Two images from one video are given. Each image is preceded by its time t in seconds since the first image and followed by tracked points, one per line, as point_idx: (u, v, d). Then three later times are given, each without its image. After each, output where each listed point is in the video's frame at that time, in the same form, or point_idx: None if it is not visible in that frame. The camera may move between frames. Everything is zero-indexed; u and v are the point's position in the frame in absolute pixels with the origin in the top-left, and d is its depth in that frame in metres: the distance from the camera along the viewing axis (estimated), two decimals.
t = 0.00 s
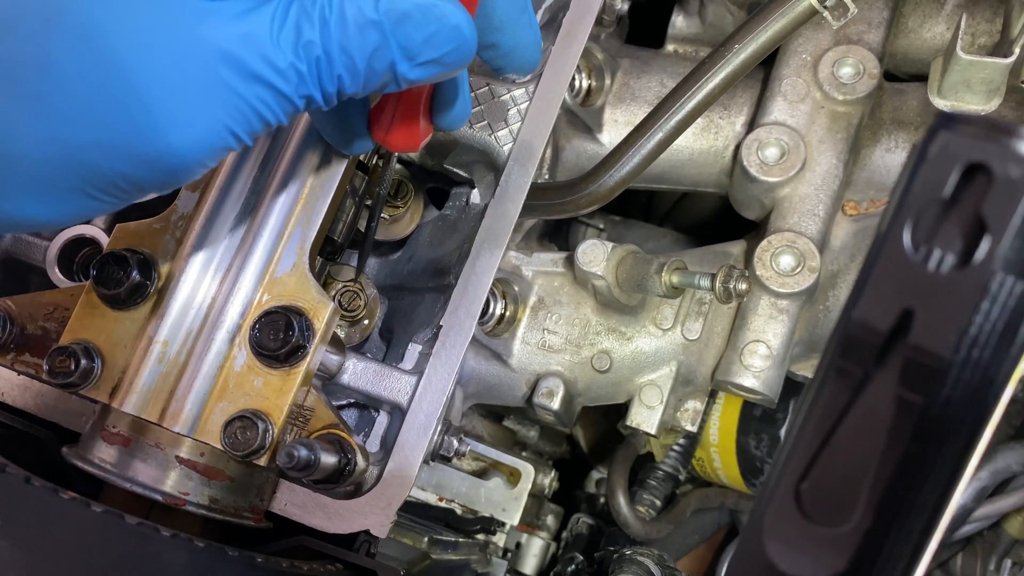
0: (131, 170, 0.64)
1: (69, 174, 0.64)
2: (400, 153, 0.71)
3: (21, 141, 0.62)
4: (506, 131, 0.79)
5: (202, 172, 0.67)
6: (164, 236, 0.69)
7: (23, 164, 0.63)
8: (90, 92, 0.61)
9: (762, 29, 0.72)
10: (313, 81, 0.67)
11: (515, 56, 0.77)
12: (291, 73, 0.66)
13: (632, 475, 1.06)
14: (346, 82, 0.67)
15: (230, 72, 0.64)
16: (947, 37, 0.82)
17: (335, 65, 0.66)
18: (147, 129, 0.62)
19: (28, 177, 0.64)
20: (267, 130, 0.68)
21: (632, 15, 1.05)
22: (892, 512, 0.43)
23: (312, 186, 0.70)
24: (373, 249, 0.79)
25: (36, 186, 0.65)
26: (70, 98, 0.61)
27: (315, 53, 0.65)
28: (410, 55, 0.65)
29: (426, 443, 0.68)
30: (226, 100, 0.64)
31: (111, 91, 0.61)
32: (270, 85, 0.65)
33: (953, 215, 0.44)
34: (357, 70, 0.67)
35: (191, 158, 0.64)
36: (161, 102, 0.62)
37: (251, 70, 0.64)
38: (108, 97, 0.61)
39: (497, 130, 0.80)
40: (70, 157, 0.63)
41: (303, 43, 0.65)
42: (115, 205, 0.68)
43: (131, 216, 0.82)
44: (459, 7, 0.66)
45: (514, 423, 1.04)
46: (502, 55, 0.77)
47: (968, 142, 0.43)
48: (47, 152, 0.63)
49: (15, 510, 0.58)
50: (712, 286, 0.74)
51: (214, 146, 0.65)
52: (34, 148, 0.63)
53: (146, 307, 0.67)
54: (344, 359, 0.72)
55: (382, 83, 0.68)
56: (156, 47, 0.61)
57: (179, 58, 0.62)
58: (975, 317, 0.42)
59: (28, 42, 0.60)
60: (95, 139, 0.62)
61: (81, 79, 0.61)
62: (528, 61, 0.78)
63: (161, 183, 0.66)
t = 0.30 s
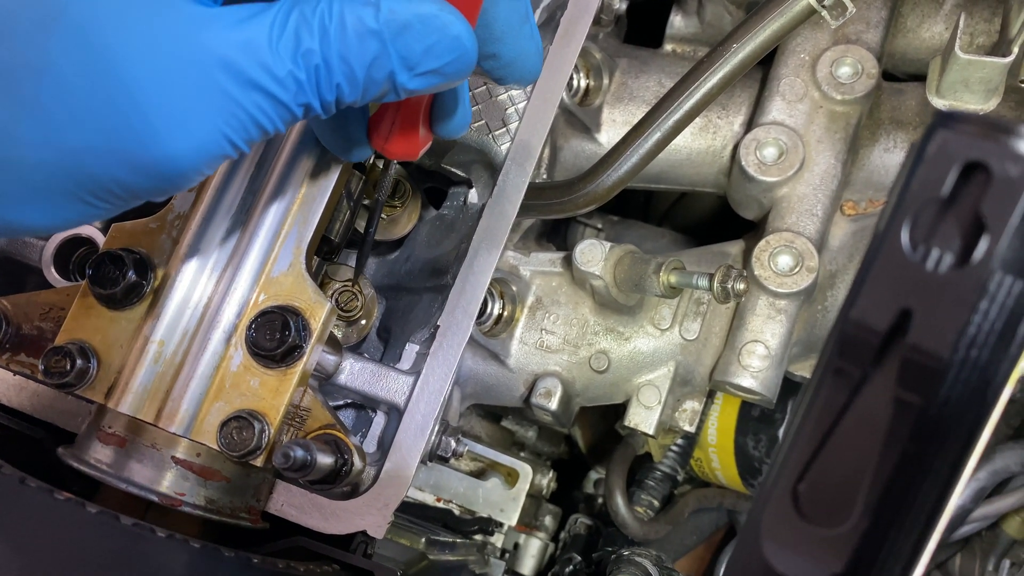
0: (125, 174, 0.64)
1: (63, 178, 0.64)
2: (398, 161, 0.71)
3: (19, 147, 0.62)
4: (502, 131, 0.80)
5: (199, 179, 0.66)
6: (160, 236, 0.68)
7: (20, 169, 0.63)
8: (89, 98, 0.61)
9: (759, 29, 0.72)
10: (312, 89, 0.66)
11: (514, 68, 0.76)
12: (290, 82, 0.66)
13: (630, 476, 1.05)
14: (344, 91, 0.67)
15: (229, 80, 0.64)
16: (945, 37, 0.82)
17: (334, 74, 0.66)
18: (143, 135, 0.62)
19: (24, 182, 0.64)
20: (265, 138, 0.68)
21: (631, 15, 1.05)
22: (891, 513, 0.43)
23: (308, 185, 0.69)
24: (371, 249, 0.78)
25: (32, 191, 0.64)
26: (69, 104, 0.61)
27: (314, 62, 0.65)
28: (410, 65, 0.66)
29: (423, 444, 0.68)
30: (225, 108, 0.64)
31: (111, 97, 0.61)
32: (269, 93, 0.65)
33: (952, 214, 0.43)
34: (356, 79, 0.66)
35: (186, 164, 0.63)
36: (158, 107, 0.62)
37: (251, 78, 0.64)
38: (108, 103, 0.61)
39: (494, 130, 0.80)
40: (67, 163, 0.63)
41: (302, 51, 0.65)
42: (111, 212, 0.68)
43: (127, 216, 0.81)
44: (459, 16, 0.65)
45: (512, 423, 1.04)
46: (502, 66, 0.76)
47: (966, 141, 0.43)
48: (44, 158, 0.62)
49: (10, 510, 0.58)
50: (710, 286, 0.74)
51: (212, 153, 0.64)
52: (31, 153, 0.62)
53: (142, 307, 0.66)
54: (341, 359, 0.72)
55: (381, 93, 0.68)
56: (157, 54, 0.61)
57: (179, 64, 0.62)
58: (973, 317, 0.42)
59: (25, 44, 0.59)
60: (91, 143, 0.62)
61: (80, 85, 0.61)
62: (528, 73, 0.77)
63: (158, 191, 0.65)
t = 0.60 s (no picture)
0: (135, 180, 0.63)
1: (73, 182, 0.63)
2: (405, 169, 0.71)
3: (29, 148, 0.61)
4: (501, 131, 0.79)
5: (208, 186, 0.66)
6: (158, 236, 0.68)
7: (29, 171, 0.63)
8: (101, 103, 0.61)
9: (760, 29, 0.72)
10: (324, 98, 0.66)
11: (525, 78, 0.75)
12: (302, 90, 0.65)
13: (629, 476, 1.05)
14: (356, 100, 0.67)
15: (242, 88, 0.64)
16: (945, 37, 0.82)
17: (346, 84, 0.66)
18: (154, 141, 0.62)
19: (32, 185, 0.63)
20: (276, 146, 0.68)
21: (630, 15, 1.05)
22: (893, 514, 0.43)
23: (307, 185, 0.69)
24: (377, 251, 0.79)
25: (40, 194, 0.64)
26: (81, 108, 0.61)
27: (326, 71, 0.65)
28: (422, 77, 0.66)
29: (422, 444, 0.68)
30: (236, 116, 0.63)
31: (123, 102, 0.61)
32: (280, 101, 0.65)
33: (953, 214, 0.43)
34: (369, 88, 0.66)
35: (196, 172, 0.63)
36: (170, 113, 0.62)
37: (263, 87, 0.64)
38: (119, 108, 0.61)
39: (493, 130, 0.79)
40: (76, 166, 0.63)
41: (314, 60, 0.64)
42: (119, 215, 0.67)
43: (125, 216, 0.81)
44: (473, 27, 0.64)
45: (511, 423, 1.04)
46: (511, 77, 0.75)
47: (967, 141, 0.43)
48: (54, 161, 0.62)
49: (8, 511, 0.58)
50: (710, 286, 0.74)
51: (222, 161, 0.64)
52: (40, 155, 0.62)
53: (140, 306, 0.66)
54: (339, 359, 0.72)
55: (393, 103, 0.68)
56: (171, 61, 0.61)
57: (193, 72, 0.62)
58: (974, 316, 0.42)
59: (41, 47, 0.60)
60: (102, 148, 0.62)
61: (92, 89, 0.61)
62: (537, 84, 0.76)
63: (167, 198, 0.65)
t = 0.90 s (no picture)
0: (135, 184, 0.64)
1: (73, 185, 0.64)
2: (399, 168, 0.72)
3: (29, 152, 0.62)
4: (500, 133, 0.80)
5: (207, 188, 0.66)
6: (158, 237, 0.69)
7: (29, 174, 0.63)
8: (101, 107, 0.61)
9: (756, 31, 0.72)
10: (322, 99, 0.67)
11: (512, 78, 0.77)
12: (301, 92, 0.66)
13: (627, 476, 1.06)
14: (354, 101, 0.67)
15: (241, 91, 0.64)
16: (941, 39, 0.82)
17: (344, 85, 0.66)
18: (154, 145, 0.62)
19: (32, 188, 0.63)
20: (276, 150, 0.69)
21: (627, 16, 1.05)
22: (884, 513, 0.43)
23: (305, 187, 0.70)
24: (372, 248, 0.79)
25: (40, 197, 0.64)
26: (80, 111, 0.61)
27: (325, 73, 0.65)
28: (420, 76, 0.66)
29: (420, 444, 0.68)
30: (236, 119, 0.64)
31: (122, 106, 0.61)
32: (279, 104, 0.65)
33: (943, 217, 0.44)
34: (366, 88, 0.67)
35: (196, 175, 0.64)
36: (170, 118, 0.62)
37: (262, 89, 0.64)
38: (119, 111, 0.61)
39: (491, 131, 0.81)
40: (77, 170, 0.63)
41: (312, 63, 0.64)
42: (119, 217, 0.68)
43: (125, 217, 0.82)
44: (469, 26, 0.65)
45: (509, 423, 1.04)
46: (496, 79, 0.77)
47: (958, 144, 0.44)
48: (54, 164, 0.62)
49: (8, 511, 0.58)
50: (707, 287, 0.74)
51: (222, 163, 0.64)
52: (41, 159, 0.62)
53: (140, 307, 0.67)
54: (337, 360, 0.72)
55: (391, 103, 0.68)
56: (170, 64, 0.62)
57: (192, 75, 0.62)
58: (965, 318, 0.43)
59: (41, 51, 0.60)
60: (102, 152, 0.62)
61: (92, 92, 0.61)
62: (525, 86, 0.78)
63: (167, 201, 0.65)
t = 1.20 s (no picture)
0: (133, 186, 0.63)
1: (72, 189, 0.63)
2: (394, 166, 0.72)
3: (28, 154, 0.62)
4: (500, 134, 0.81)
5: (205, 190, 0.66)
6: (158, 237, 0.69)
7: (28, 177, 0.63)
8: (99, 108, 0.61)
9: (755, 31, 0.72)
10: (319, 100, 0.67)
11: (509, 76, 0.77)
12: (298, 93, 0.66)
13: (627, 476, 1.06)
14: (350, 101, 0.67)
15: (238, 92, 0.64)
16: (941, 39, 0.82)
17: (340, 85, 0.66)
18: (152, 146, 0.62)
19: (31, 191, 0.63)
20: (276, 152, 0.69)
21: (627, 16, 1.05)
22: (884, 511, 0.43)
23: (305, 187, 0.70)
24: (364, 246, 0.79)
25: (39, 200, 0.64)
26: (79, 113, 0.61)
27: (322, 73, 0.65)
28: (416, 75, 0.66)
29: (421, 444, 0.68)
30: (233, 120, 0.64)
31: (119, 107, 0.61)
32: (276, 104, 0.65)
33: (944, 216, 0.44)
34: (363, 88, 0.66)
35: (194, 176, 0.63)
36: (167, 118, 0.62)
37: (259, 90, 0.64)
38: (116, 113, 0.61)
39: (491, 132, 0.81)
40: (75, 171, 0.63)
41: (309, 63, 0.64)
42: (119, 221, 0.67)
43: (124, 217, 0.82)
44: (465, 24, 0.65)
45: (509, 423, 1.04)
46: (495, 75, 0.77)
47: (958, 143, 0.44)
48: (52, 166, 0.62)
49: (8, 511, 0.58)
50: (707, 287, 0.74)
51: (220, 165, 0.64)
52: (39, 161, 0.62)
53: (140, 307, 0.67)
54: (337, 360, 0.72)
55: (387, 102, 0.68)
56: (167, 65, 0.62)
57: (190, 76, 0.62)
58: (965, 317, 0.43)
59: (41, 54, 0.60)
60: (101, 154, 0.62)
61: (90, 94, 0.61)
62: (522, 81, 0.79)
63: (165, 203, 0.65)
